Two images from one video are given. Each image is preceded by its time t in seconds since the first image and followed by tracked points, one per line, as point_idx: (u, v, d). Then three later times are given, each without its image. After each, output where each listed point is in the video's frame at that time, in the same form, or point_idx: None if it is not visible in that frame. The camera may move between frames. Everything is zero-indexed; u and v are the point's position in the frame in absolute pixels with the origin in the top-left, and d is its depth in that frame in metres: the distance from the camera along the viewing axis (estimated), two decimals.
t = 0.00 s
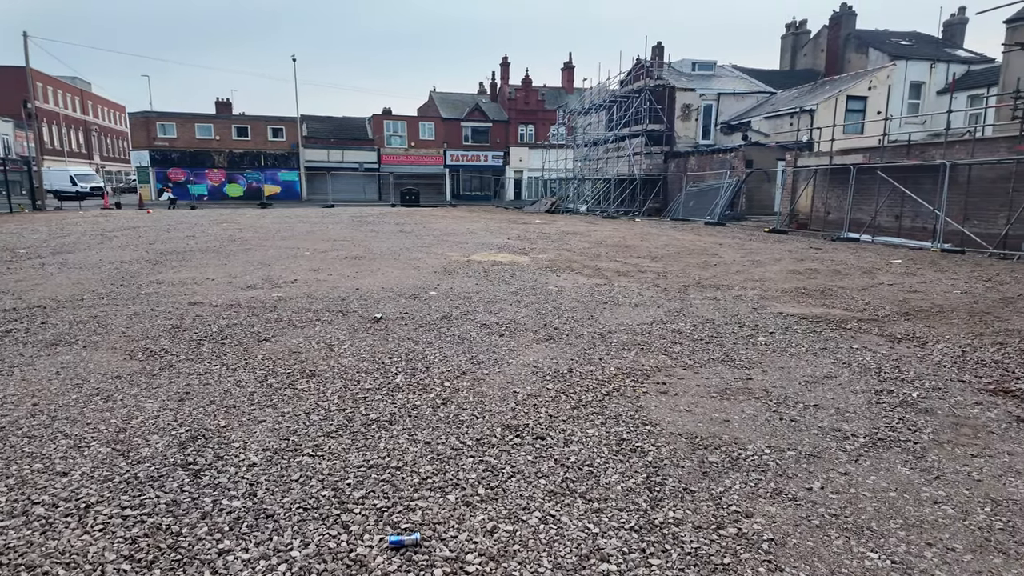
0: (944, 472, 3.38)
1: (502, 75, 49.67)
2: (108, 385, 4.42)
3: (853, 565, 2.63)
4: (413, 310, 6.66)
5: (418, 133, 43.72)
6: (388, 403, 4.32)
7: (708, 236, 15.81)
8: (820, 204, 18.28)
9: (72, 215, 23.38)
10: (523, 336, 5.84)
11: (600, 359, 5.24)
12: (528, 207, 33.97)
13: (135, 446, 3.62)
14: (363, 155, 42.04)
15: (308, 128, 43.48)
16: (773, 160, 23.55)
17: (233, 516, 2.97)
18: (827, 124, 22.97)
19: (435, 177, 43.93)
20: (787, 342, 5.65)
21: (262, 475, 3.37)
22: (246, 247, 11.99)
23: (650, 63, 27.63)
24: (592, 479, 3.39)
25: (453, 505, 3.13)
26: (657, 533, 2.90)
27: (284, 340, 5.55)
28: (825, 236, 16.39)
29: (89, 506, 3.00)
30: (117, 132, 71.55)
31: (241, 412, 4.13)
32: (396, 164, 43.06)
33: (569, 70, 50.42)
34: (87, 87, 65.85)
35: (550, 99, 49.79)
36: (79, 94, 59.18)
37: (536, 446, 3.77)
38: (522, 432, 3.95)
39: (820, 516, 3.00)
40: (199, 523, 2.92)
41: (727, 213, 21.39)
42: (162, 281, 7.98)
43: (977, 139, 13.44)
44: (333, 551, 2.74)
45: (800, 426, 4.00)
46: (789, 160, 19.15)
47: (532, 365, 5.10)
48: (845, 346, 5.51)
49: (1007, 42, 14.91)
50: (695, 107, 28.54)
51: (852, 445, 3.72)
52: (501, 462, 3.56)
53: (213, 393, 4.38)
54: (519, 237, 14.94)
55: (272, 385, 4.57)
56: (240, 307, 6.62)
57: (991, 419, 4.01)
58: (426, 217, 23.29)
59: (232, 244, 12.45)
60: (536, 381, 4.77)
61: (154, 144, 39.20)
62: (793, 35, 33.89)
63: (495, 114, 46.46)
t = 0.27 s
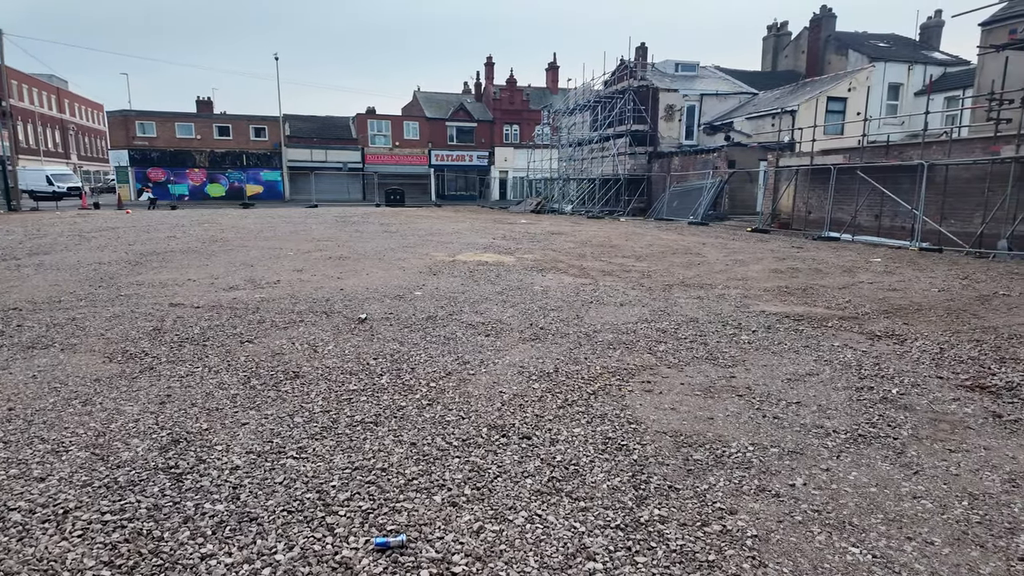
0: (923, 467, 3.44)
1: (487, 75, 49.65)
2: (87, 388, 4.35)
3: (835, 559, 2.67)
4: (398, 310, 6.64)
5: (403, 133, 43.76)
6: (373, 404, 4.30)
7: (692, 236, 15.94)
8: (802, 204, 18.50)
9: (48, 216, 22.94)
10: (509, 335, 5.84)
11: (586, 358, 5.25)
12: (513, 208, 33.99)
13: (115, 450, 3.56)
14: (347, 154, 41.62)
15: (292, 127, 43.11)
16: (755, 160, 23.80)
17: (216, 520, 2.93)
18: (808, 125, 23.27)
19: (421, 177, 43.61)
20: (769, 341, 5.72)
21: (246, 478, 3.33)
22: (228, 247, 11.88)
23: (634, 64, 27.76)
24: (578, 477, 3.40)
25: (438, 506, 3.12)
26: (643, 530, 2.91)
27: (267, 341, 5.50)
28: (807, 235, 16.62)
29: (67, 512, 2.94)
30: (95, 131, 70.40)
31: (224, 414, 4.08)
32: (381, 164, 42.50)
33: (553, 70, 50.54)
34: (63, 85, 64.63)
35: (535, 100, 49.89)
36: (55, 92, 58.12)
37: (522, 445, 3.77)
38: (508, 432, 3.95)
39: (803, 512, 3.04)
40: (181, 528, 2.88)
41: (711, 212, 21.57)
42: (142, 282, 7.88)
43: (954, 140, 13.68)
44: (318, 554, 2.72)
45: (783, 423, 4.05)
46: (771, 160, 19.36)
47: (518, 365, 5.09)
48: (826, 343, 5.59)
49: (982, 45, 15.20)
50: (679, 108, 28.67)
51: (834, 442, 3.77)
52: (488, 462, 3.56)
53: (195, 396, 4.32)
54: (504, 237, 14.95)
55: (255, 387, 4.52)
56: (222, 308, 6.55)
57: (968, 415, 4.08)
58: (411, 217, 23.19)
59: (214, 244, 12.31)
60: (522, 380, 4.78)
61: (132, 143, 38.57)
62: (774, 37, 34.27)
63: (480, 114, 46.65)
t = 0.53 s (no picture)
0: (905, 463, 3.49)
1: (473, 75, 49.61)
2: (66, 392, 4.28)
3: (819, 554, 2.70)
4: (384, 311, 6.61)
5: (388, 132, 43.72)
6: (359, 406, 4.28)
7: (678, 236, 16.04)
8: (785, 204, 18.70)
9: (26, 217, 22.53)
10: (496, 336, 5.84)
11: (573, 358, 5.27)
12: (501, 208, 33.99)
13: (96, 454, 3.51)
14: (332, 154, 41.39)
15: (277, 127, 42.75)
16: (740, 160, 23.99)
17: (200, 524, 2.90)
18: (792, 126, 23.53)
19: (407, 177, 43.29)
20: (754, 339, 5.77)
21: (230, 481, 3.29)
22: (212, 248, 11.75)
23: (620, 64, 27.86)
24: (566, 477, 3.41)
25: (426, 507, 3.11)
26: (630, 529, 2.92)
27: (251, 343, 5.45)
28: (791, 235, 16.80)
29: (46, 518, 2.89)
30: (74, 130, 69.25)
31: (208, 417, 4.03)
32: (366, 164, 42.06)
33: (540, 70, 50.65)
34: (41, 83, 63.46)
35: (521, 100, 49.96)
36: (33, 91, 57.10)
37: (510, 445, 3.77)
38: (496, 432, 3.94)
39: (788, 508, 3.07)
40: (164, 532, 2.84)
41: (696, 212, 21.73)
42: (123, 283, 7.77)
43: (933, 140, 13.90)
44: (304, 557, 2.70)
45: (767, 421, 4.08)
46: (756, 160, 19.54)
47: (506, 365, 5.09)
48: (809, 342, 5.65)
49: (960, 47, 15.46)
50: (664, 108, 28.82)
51: (818, 439, 3.82)
52: (476, 462, 3.56)
53: (178, 399, 4.27)
54: (491, 237, 14.95)
55: (239, 390, 4.47)
56: (206, 310, 6.48)
57: (947, 411, 4.15)
58: (397, 217, 23.08)
59: (197, 245, 12.18)
60: (509, 380, 4.78)
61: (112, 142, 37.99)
62: (757, 38, 34.61)
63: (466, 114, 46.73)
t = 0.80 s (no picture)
0: (888, 459, 3.54)
1: (460, 75, 49.55)
2: (47, 395, 4.21)
3: (805, 551, 2.73)
4: (372, 311, 6.59)
5: (375, 131, 43.58)
6: (347, 407, 4.25)
7: (665, 235, 16.12)
8: (770, 203, 18.88)
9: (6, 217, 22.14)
10: (485, 336, 5.83)
11: (561, 357, 5.28)
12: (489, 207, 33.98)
13: (79, 458, 3.46)
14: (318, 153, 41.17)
15: (264, 126, 42.39)
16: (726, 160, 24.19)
17: (186, 528, 2.87)
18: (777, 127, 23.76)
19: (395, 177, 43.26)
20: (740, 338, 5.82)
21: (215, 484, 3.26)
22: (197, 248, 11.63)
23: (606, 65, 27.97)
24: (554, 476, 3.42)
25: (415, 509, 3.10)
26: (618, 528, 2.94)
27: (237, 344, 5.40)
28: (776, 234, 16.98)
29: (28, 523, 2.85)
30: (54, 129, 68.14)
31: (193, 419, 3.99)
32: (353, 163, 42.02)
33: (527, 70, 50.72)
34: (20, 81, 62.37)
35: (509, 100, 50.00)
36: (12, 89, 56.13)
37: (498, 446, 3.77)
38: (484, 432, 3.94)
39: (774, 506, 3.09)
40: (149, 536, 2.81)
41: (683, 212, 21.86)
42: (105, 285, 7.67)
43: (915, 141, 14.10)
44: (291, 559, 2.68)
45: (754, 419, 4.12)
46: (741, 161, 19.71)
47: (495, 365, 5.09)
48: (795, 340, 5.71)
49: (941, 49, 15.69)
50: (651, 109, 28.97)
51: (803, 436, 3.86)
52: (465, 463, 3.56)
53: (162, 401, 4.23)
54: (479, 237, 14.93)
55: (225, 392, 4.43)
56: (191, 311, 6.41)
57: (930, 408, 4.21)
58: (384, 218, 22.96)
59: (181, 245, 12.06)
60: (497, 380, 4.78)
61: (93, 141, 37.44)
62: (743, 40, 34.89)
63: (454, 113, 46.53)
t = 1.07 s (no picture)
0: (872, 456, 3.59)
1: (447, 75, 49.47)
2: (29, 399, 4.15)
3: (791, 547, 2.76)
4: (360, 312, 6.56)
5: (363, 131, 43.22)
6: (334, 409, 4.23)
7: (652, 235, 16.19)
8: (756, 203, 19.04)
9: None
10: (473, 336, 5.83)
11: (550, 357, 5.29)
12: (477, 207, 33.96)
13: (61, 462, 3.41)
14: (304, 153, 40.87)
15: (250, 126, 42.03)
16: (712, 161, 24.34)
17: (171, 532, 2.84)
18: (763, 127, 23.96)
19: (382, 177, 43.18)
20: (727, 337, 5.86)
21: (202, 488, 3.23)
22: (182, 249, 11.51)
23: (594, 65, 27.99)
24: (543, 476, 3.42)
25: (403, 510, 3.08)
26: (607, 527, 2.94)
27: (223, 346, 5.36)
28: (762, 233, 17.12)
29: (10, 529, 2.80)
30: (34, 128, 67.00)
31: (178, 422, 3.95)
32: (340, 163, 41.92)
33: (515, 70, 50.75)
34: None
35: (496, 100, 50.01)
36: None
37: (487, 446, 3.77)
38: (473, 433, 3.94)
39: (761, 504, 3.12)
40: (134, 541, 2.77)
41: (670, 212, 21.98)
42: (88, 286, 7.56)
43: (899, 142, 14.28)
44: (278, 562, 2.67)
45: (740, 417, 4.15)
46: (728, 161, 19.83)
47: (483, 366, 5.09)
48: (781, 339, 5.76)
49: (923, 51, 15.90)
50: (638, 109, 29.08)
51: (789, 434, 3.89)
52: (454, 463, 3.55)
53: (147, 404, 4.18)
54: (467, 237, 14.92)
55: (211, 394, 4.39)
56: (176, 312, 6.35)
57: (914, 405, 4.27)
58: (371, 218, 22.84)
59: (166, 246, 11.94)
60: (486, 380, 4.78)
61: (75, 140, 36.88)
62: (729, 41, 35.13)
63: (442, 114, 46.48)
